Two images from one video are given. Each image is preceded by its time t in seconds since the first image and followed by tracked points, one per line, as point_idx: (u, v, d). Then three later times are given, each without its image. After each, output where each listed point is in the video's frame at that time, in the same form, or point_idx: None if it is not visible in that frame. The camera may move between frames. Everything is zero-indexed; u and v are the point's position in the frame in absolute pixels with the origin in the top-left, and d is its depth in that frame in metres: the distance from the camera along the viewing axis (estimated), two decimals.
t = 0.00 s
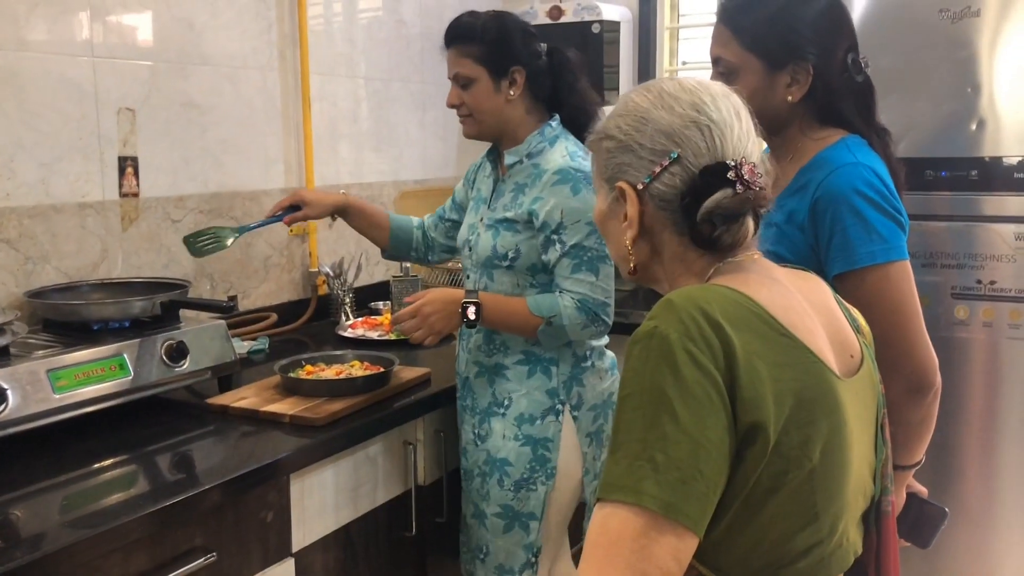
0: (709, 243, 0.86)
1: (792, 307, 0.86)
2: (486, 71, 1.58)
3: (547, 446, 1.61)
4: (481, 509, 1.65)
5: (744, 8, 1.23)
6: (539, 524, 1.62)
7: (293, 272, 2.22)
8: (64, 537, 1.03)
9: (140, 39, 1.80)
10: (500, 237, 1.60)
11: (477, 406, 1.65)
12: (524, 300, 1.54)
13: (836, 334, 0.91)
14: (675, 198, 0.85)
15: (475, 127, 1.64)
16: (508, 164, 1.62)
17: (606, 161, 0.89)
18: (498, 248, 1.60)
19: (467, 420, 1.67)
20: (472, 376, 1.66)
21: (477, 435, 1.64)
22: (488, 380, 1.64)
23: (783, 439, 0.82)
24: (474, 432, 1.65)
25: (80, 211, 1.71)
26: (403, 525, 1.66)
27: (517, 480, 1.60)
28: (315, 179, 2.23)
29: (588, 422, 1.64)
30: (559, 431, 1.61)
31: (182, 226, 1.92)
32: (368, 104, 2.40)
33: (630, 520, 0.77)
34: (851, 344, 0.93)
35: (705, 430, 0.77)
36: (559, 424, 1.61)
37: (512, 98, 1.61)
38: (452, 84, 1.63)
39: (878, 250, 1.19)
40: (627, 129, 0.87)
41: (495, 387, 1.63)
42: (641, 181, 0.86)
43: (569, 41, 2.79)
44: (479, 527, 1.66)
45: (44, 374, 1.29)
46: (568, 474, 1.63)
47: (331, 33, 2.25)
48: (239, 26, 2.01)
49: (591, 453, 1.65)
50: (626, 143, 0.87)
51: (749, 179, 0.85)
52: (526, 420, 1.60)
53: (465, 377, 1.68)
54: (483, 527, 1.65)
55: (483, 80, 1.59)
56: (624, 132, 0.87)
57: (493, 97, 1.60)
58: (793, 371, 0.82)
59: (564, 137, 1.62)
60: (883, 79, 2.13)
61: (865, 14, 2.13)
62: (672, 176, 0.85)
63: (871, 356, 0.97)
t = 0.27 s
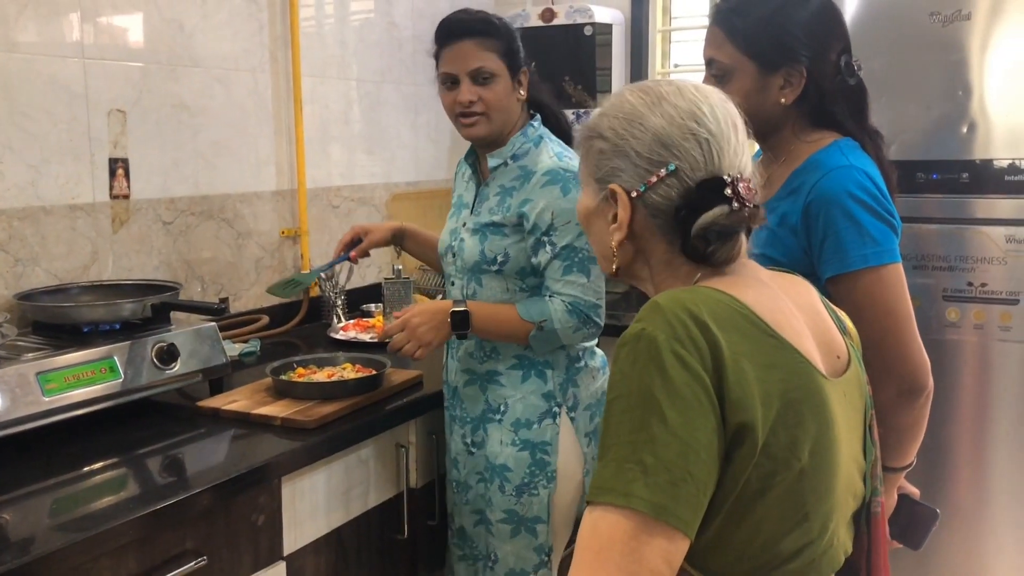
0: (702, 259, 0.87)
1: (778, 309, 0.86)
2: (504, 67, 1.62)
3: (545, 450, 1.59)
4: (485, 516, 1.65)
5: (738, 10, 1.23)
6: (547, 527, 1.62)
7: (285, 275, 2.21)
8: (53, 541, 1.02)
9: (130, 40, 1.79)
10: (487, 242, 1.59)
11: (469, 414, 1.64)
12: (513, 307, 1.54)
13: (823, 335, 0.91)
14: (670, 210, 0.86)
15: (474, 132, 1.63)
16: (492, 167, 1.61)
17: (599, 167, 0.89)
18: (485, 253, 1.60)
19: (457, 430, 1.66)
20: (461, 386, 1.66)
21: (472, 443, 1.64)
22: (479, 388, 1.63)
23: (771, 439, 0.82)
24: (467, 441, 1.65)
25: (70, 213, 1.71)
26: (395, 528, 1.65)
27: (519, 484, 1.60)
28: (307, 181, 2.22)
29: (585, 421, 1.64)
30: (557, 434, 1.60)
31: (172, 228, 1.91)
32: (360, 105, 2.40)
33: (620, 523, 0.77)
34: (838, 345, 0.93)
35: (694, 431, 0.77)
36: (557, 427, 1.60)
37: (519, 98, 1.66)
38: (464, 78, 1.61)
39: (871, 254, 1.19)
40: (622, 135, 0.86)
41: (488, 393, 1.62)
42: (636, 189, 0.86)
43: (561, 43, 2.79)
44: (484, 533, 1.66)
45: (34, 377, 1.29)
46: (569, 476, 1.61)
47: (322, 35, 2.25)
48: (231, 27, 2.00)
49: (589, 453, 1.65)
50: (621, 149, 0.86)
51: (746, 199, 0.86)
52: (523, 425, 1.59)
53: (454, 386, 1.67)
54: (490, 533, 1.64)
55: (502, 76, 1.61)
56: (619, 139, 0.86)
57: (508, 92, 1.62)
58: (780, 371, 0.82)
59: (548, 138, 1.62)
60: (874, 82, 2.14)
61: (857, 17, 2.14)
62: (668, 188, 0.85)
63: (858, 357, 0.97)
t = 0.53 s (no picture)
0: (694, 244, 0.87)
1: (774, 310, 0.87)
2: (499, 74, 1.61)
3: (540, 446, 1.60)
4: (481, 514, 1.65)
5: (730, 10, 1.23)
6: (539, 527, 1.60)
7: (277, 274, 2.21)
8: (45, 541, 1.02)
9: (122, 39, 1.78)
10: (487, 241, 1.60)
11: (464, 411, 1.66)
12: (484, 327, 1.53)
13: (818, 337, 0.91)
14: (661, 198, 0.86)
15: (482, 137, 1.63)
16: (493, 169, 1.62)
17: (592, 165, 0.89)
18: (485, 252, 1.60)
19: (452, 429, 1.68)
20: (457, 385, 1.66)
21: (467, 441, 1.65)
22: (476, 387, 1.64)
23: (767, 441, 0.82)
24: (463, 439, 1.66)
25: (61, 212, 1.70)
26: (388, 528, 1.65)
27: (514, 481, 1.60)
28: (299, 181, 2.22)
29: (581, 420, 1.65)
30: (551, 431, 1.60)
31: (164, 227, 1.90)
32: (353, 105, 2.40)
33: (615, 523, 0.78)
34: (833, 347, 0.93)
35: (690, 432, 0.77)
36: (551, 424, 1.60)
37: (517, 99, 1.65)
38: (459, 94, 1.61)
39: (863, 254, 1.20)
40: (612, 131, 0.87)
41: (484, 392, 1.63)
42: (628, 181, 0.86)
43: (554, 42, 2.79)
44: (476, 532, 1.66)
45: (25, 376, 1.28)
46: (564, 473, 1.62)
47: (315, 34, 2.24)
48: (223, 26, 2.00)
49: (585, 451, 1.65)
50: (611, 145, 0.87)
51: (736, 182, 0.85)
52: (518, 421, 1.60)
53: (449, 385, 1.68)
54: (486, 531, 1.64)
55: (498, 84, 1.61)
56: (608, 136, 0.87)
57: (505, 100, 1.62)
58: (776, 372, 0.82)
59: (549, 140, 1.63)
60: (865, 82, 2.15)
61: (848, 17, 2.14)
62: (658, 176, 0.85)
63: (853, 359, 0.98)
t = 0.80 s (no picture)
0: (681, 244, 0.88)
1: (762, 308, 0.87)
2: (463, 87, 1.59)
3: (536, 438, 1.62)
4: (475, 507, 1.66)
5: (721, 11, 1.24)
6: (535, 519, 1.64)
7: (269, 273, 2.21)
8: (36, 541, 1.02)
9: (114, 37, 1.78)
10: (476, 241, 1.62)
11: (466, 406, 1.68)
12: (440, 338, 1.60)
13: (806, 335, 0.92)
14: (651, 197, 0.86)
15: (457, 143, 1.65)
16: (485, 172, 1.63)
17: (586, 159, 0.89)
18: (473, 252, 1.63)
19: (453, 423, 1.70)
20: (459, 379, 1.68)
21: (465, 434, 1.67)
22: (475, 381, 1.66)
23: (753, 438, 0.83)
24: (462, 432, 1.68)
25: (53, 211, 1.69)
26: (380, 526, 1.66)
27: (511, 472, 1.62)
28: (292, 179, 2.22)
29: (576, 414, 1.66)
30: (548, 424, 1.63)
31: (156, 226, 1.90)
32: (345, 104, 2.39)
33: (604, 519, 0.78)
34: (821, 344, 0.94)
35: (677, 428, 0.78)
36: (548, 417, 1.63)
37: (491, 109, 1.62)
38: (430, 107, 1.63)
39: (852, 253, 1.20)
40: (607, 128, 0.87)
41: (482, 385, 1.65)
42: (620, 178, 0.87)
43: (547, 41, 2.79)
44: (468, 527, 1.68)
45: (16, 375, 1.28)
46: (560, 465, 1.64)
47: (307, 33, 2.24)
48: (215, 25, 2.00)
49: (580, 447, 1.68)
50: (605, 142, 0.87)
51: (727, 185, 0.86)
52: (516, 413, 1.62)
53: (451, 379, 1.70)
54: (479, 524, 1.66)
55: (462, 97, 1.59)
56: (603, 131, 0.87)
57: (476, 111, 1.61)
58: (763, 370, 0.83)
59: (538, 143, 1.61)
60: (856, 82, 2.16)
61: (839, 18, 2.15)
62: (650, 175, 0.85)
63: (841, 357, 0.98)
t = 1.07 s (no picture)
0: (676, 241, 0.87)
1: (759, 306, 0.87)
2: (460, 85, 1.59)
3: (529, 431, 1.62)
4: (471, 498, 1.68)
5: (719, 9, 1.23)
6: (528, 509, 1.65)
7: (266, 272, 2.20)
8: (30, 540, 1.01)
9: (109, 34, 1.77)
10: (470, 236, 1.62)
11: (463, 399, 1.68)
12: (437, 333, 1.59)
13: (804, 333, 0.92)
14: (646, 195, 0.86)
15: (458, 142, 1.66)
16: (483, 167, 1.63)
17: (580, 158, 0.89)
18: (468, 246, 1.62)
19: (453, 414, 1.71)
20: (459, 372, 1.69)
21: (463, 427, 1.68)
22: (471, 375, 1.66)
23: (751, 436, 0.82)
24: (461, 424, 1.69)
25: (48, 208, 1.69)
26: (377, 526, 1.65)
27: (503, 465, 1.63)
28: (288, 177, 2.21)
29: (569, 407, 1.65)
30: (540, 417, 1.63)
31: (152, 224, 1.89)
32: (342, 102, 2.39)
33: (601, 519, 0.78)
34: (819, 343, 0.94)
35: (674, 427, 0.77)
36: (540, 410, 1.62)
37: (490, 106, 1.62)
38: (430, 106, 1.63)
39: (847, 251, 1.20)
40: (599, 125, 0.87)
41: (478, 379, 1.65)
42: (615, 176, 0.86)
43: (544, 39, 2.79)
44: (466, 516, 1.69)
45: (11, 374, 1.27)
46: (553, 456, 1.64)
47: (303, 30, 2.23)
48: (211, 22, 1.99)
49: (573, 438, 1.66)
50: (598, 140, 0.87)
51: (722, 181, 0.85)
52: (508, 406, 1.62)
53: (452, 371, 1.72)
54: (475, 515, 1.67)
55: (461, 95, 1.60)
56: (596, 129, 0.87)
57: (473, 108, 1.61)
58: (760, 368, 0.82)
59: (534, 139, 1.60)
60: (853, 81, 2.16)
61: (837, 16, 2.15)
62: (644, 173, 0.85)
63: (839, 356, 0.98)
